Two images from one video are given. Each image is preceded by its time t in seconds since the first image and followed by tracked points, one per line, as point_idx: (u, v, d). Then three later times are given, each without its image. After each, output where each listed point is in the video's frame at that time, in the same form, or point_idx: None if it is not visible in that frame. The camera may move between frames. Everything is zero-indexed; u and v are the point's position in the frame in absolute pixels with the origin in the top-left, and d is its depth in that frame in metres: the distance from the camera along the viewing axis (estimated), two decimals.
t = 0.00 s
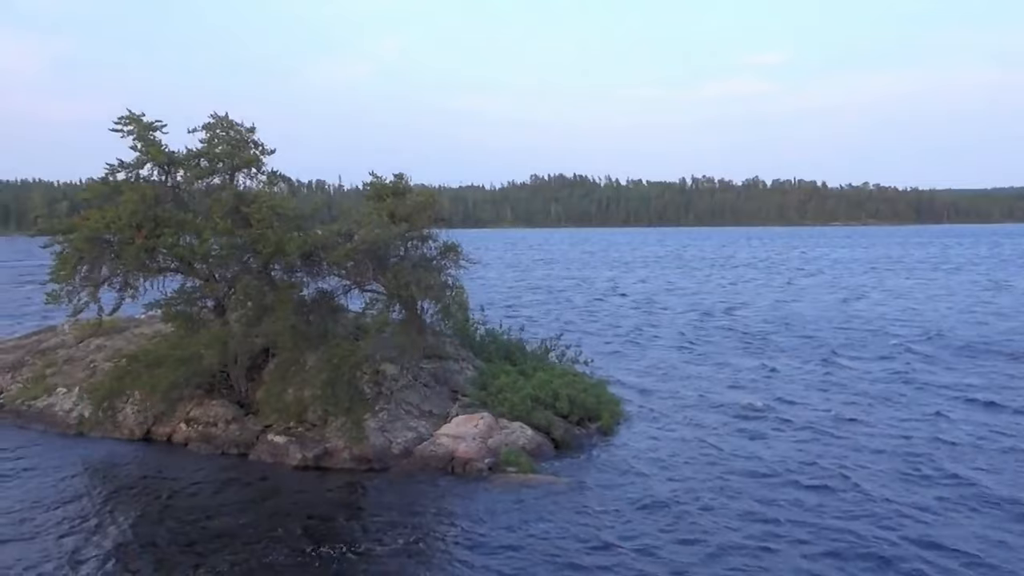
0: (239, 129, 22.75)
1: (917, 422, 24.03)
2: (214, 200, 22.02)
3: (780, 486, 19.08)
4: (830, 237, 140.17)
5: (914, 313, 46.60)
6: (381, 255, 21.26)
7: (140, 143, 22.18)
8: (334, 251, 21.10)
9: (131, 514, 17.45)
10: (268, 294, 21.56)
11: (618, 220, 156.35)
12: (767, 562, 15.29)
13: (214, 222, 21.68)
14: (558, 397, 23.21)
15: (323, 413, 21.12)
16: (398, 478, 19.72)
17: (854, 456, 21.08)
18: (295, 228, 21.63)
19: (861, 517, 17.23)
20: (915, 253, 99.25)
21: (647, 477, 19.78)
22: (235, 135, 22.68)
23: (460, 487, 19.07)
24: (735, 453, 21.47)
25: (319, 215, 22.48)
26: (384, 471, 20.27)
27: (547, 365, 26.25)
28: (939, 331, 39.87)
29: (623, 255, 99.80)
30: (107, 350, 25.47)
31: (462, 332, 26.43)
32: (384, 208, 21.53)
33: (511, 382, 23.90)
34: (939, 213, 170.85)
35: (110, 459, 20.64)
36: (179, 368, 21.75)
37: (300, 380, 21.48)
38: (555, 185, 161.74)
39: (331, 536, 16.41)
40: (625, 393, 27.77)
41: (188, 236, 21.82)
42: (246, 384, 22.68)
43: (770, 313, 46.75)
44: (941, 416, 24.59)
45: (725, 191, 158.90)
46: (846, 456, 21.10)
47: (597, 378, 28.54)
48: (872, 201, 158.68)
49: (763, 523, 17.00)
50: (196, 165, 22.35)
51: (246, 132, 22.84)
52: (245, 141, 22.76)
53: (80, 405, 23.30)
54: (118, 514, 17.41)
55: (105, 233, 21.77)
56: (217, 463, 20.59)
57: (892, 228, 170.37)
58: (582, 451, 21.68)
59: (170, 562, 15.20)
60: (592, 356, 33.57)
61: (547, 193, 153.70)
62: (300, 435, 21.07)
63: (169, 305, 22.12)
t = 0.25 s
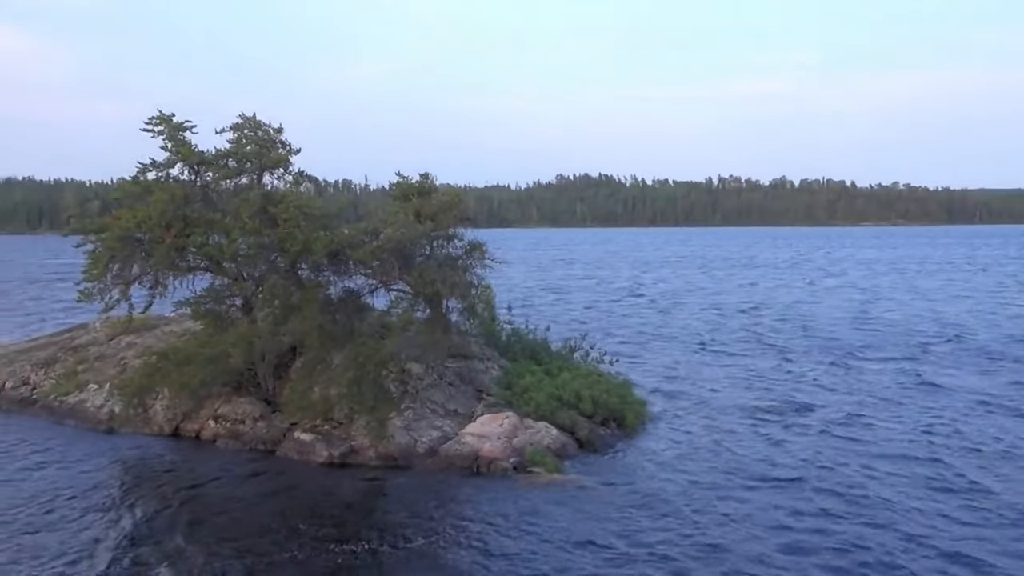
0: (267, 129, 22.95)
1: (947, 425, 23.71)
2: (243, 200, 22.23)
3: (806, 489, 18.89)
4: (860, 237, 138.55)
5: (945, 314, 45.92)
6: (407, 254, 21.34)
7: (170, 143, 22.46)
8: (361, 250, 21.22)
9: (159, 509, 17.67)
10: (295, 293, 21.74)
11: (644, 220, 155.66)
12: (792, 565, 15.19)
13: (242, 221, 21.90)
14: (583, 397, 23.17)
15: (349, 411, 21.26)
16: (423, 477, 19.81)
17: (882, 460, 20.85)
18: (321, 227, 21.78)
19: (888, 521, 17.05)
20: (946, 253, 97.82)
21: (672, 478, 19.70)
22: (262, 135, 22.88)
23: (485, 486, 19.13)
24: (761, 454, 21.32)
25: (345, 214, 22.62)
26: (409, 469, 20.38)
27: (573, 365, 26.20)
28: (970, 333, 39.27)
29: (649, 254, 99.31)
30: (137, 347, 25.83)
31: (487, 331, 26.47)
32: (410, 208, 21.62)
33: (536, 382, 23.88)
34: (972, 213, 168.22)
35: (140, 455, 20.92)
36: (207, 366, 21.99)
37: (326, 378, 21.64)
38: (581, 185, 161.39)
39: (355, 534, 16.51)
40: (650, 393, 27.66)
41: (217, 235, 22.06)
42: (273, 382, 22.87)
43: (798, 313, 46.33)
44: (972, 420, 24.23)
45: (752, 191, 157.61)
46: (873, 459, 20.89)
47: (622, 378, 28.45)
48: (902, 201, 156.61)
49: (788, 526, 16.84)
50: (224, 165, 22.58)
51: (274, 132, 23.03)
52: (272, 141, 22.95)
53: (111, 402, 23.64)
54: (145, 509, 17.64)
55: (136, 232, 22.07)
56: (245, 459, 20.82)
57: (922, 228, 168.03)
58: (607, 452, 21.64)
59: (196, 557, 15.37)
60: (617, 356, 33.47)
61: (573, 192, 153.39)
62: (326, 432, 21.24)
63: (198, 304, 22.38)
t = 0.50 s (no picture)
0: (290, 130, 23.09)
1: (975, 428, 23.36)
2: (266, 199, 22.38)
3: (831, 491, 18.70)
4: (886, 238, 136.93)
5: (974, 315, 45.29)
6: (429, 253, 21.37)
7: (195, 143, 22.66)
8: (383, 249, 21.30)
9: (181, 505, 17.81)
10: (318, 291, 21.86)
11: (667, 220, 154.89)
12: (815, 568, 15.04)
13: (266, 221, 22.06)
14: (605, 396, 23.07)
15: (372, 409, 21.34)
16: (445, 475, 19.84)
17: (908, 463, 20.58)
18: (344, 226, 21.87)
19: (914, 525, 16.84)
20: (974, 254, 96.39)
21: (695, 479, 19.56)
22: (286, 135, 23.01)
23: (506, 485, 19.12)
24: (785, 456, 21.14)
25: (368, 214, 22.69)
26: (431, 468, 20.41)
27: (595, 365, 26.11)
28: (999, 335, 38.69)
29: (673, 254, 98.79)
30: (163, 345, 26.11)
31: (509, 331, 26.45)
32: (433, 207, 21.63)
33: (557, 382, 23.83)
34: (1001, 213, 165.70)
35: (165, 452, 21.15)
36: (231, 364, 22.17)
37: (349, 376, 21.74)
38: (603, 185, 160.97)
39: (375, 532, 16.54)
40: (672, 394, 27.51)
41: (242, 235, 22.22)
42: (296, 380, 23.01)
43: (823, 314, 45.86)
44: (1001, 423, 23.86)
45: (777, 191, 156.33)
46: (899, 462, 20.62)
47: (644, 378, 28.33)
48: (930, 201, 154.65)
49: (812, 529, 16.67)
50: (249, 165, 22.74)
51: (297, 132, 23.16)
52: (296, 141, 23.08)
53: (137, 399, 23.90)
54: (168, 505, 17.79)
55: (162, 232, 22.30)
56: (268, 457, 20.96)
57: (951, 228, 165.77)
58: (629, 452, 21.54)
59: (218, 553, 15.47)
60: (640, 356, 33.32)
61: (595, 192, 152.99)
62: (348, 431, 21.34)
63: (223, 302, 22.57)
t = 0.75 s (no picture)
0: (317, 131, 23.24)
1: (1008, 430, 22.99)
2: (294, 200, 22.56)
3: (859, 493, 18.50)
4: (916, 237, 135.11)
5: (1006, 316, 44.58)
6: (454, 253, 21.42)
7: (223, 145, 22.88)
8: (409, 249, 21.39)
9: (209, 503, 17.97)
10: (345, 291, 21.99)
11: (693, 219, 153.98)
12: (843, 571, 14.89)
13: (293, 221, 22.25)
14: (630, 397, 22.99)
15: (397, 408, 21.43)
16: (470, 474, 19.88)
17: (938, 465, 20.31)
18: (370, 226, 21.98)
19: (944, 529, 16.62)
20: (1006, 254, 94.83)
21: (721, 480, 19.44)
22: (313, 136, 23.18)
23: (530, 485, 19.12)
24: (812, 458, 20.94)
25: (394, 214, 22.80)
26: (456, 467, 20.46)
27: (620, 365, 26.03)
28: None
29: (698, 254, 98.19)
30: (191, 344, 26.40)
31: (534, 331, 26.44)
32: (459, 207, 21.68)
33: (583, 382, 23.78)
34: None
35: (193, 449, 21.39)
36: (258, 362, 22.35)
37: (374, 375, 21.85)
38: (628, 184, 160.39)
39: (401, 530, 16.58)
40: (698, 394, 27.35)
41: (269, 235, 22.41)
42: (323, 379, 23.15)
43: (851, 315, 45.37)
44: None
45: (804, 190, 154.84)
46: (930, 464, 20.35)
47: (670, 379, 28.19)
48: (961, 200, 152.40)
49: (840, 531, 16.51)
50: (276, 166, 22.94)
51: (324, 133, 23.32)
52: (323, 142, 23.24)
53: (166, 397, 24.17)
54: (196, 503, 17.96)
55: (191, 232, 22.56)
56: (295, 455, 21.14)
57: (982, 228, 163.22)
58: (655, 452, 21.45)
59: (245, 550, 15.61)
60: (665, 357, 33.17)
61: (620, 192, 152.46)
62: (374, 429, 21.44)
63: (250, 302, 22.79)
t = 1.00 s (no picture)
0: (340, 131, 23.38)
1: None
2: (317, 200, 22.71)
3: (884, 495, 18.34)
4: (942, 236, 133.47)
5: None
6: (477, 252, 21.46)
7: (247, 146, 23.07)
8: (432, 248, 21.46)
9: (232, 501, 18.11)
10: (368, 290, 22.10)
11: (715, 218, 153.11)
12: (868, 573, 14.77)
13: (317, 220, 22.39)
14: (653, 396, 22.92)
15: (419, 407, 21.50)
16: (492, 473, 19.91)
17: (965, 467, 20.08)
18: (393, 226, 22.07)
19: (971, 532, 16.44)
20: None
21: (744, 481, 19.34)
22: (337, 137, 23.32)
23: (553, 484, 19.12)
24: (836, 459, 20.78)
25: (416, 213, 22.88)
26: (478, 466, 20.49)
27: (642, 365, 25.94)
28: None
29: (720, 253, 97.57)
30: (216, 343, 26.65)
31: (556, 330, 26.41)
32: (481, 206, 21.72)
33: (605, 381, 23.73)
34: None
35: (218, 447, 21.59)
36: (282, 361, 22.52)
37: (397, 374, 21.93)
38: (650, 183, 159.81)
39: (422, 530, 16.60)
40: (721, 394, 27.20)
41: (293, 234, 22.56)
42: (346, 378, 23.27)
43: (877, 314, 44.93)
44: None
45: (828, 189, 153.47)
46: (956, 466, 20.13)
47: (693, 379, 28.05)
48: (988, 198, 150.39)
49: (865, 533, 16.37)
50: (300, 166, 23.09)
51: (347, 134, 23.46)
52: (346, 142, 23.37)
53: (192, 395, 24.41)
54: (220, 500, 18.13)
55: (216, 232, 22.76)
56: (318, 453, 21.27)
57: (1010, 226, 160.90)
58: (677, 452, 21.36)
59: (270, 547, 15.74)
60: (688, 356, 33.01)
61: (642, 191, 151.95)
62: (397, 428, 21.52)
63: (274, 301, 22.97)
